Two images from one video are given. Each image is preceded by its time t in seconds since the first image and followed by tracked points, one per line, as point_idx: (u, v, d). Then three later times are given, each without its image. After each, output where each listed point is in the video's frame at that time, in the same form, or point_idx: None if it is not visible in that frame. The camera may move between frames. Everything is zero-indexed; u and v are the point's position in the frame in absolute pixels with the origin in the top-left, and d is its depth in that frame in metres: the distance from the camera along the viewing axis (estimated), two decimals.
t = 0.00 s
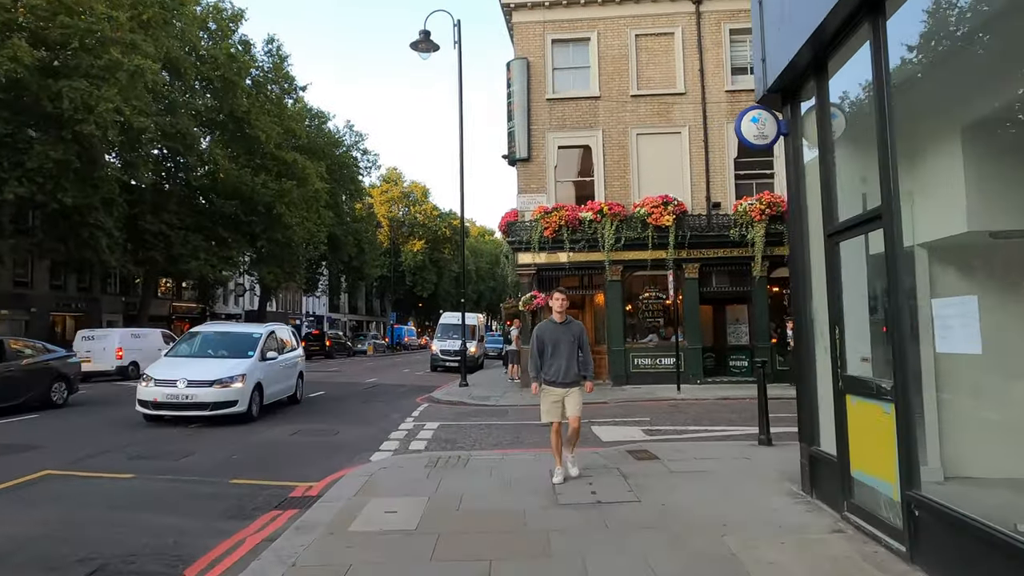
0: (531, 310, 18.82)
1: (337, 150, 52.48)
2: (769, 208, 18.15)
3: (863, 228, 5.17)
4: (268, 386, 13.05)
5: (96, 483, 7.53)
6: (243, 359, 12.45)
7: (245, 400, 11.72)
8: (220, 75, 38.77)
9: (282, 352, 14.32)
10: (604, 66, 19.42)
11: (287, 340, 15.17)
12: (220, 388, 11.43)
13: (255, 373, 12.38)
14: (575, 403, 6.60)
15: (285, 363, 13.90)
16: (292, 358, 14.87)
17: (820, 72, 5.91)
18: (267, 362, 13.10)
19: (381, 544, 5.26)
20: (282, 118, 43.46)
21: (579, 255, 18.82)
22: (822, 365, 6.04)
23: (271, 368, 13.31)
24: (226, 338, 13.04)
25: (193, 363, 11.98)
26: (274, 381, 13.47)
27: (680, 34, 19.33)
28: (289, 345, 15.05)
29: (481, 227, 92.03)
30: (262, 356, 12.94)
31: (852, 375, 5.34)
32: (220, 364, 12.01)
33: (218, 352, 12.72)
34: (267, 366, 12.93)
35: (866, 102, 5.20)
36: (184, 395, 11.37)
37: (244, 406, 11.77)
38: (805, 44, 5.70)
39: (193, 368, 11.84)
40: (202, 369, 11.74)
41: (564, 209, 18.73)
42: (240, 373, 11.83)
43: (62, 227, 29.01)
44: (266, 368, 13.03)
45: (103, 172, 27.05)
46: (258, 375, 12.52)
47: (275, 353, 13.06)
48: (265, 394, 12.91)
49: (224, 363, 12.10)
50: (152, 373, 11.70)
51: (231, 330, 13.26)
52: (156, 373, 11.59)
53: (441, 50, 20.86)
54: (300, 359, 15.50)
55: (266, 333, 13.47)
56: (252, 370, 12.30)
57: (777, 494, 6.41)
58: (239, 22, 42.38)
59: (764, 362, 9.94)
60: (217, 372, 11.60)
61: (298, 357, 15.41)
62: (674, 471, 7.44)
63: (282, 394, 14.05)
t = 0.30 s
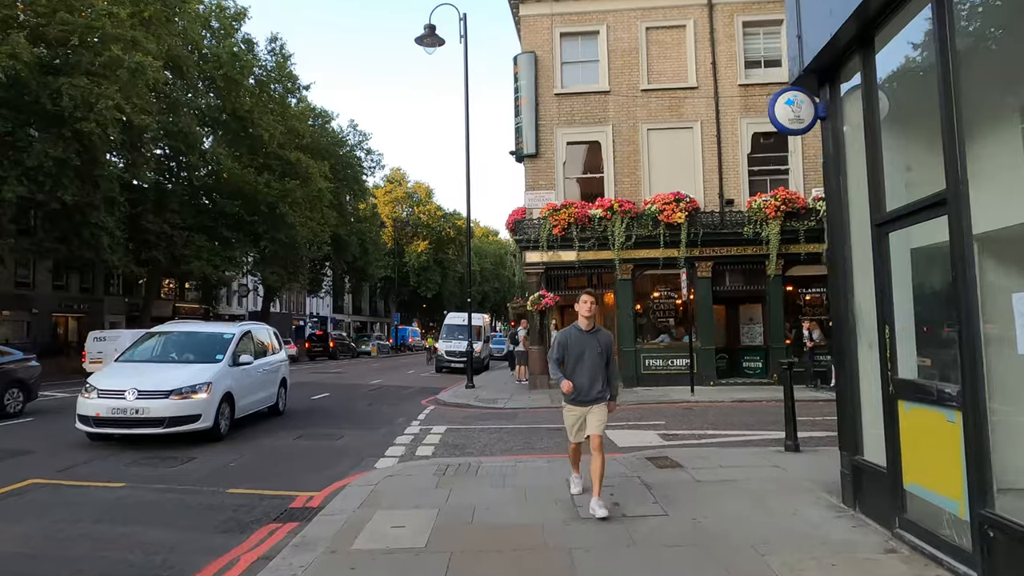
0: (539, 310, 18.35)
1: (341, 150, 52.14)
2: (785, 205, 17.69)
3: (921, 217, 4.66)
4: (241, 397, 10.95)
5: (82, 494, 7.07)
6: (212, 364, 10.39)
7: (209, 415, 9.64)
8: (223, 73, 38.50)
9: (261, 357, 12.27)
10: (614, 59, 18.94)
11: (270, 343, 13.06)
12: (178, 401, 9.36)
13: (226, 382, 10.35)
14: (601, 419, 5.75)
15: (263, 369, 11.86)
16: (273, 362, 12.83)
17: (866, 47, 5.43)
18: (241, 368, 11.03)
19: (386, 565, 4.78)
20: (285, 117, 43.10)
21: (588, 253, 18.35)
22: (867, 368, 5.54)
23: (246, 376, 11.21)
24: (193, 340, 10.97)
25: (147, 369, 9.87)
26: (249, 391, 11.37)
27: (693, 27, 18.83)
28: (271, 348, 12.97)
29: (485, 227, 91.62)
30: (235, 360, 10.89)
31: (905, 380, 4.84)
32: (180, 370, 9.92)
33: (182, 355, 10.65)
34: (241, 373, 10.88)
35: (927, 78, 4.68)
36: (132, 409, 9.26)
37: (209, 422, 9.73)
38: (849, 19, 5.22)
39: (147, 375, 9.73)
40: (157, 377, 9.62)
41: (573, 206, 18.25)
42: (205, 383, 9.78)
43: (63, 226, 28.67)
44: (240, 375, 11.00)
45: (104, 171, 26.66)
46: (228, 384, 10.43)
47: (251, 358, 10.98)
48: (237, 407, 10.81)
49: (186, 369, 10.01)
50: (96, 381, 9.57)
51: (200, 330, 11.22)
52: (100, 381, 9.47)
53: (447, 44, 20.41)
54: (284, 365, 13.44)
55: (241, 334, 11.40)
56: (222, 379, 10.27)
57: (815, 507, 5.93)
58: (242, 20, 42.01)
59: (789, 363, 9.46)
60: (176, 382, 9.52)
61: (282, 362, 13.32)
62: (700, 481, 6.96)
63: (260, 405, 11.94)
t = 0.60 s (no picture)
0: (547, 309, 17.90)
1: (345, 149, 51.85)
2: (800, 200, 17.17)
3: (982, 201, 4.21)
4: (202, 413, 8.88)
5: (66, 502, 6.64)
6: (167, 371, 8.38)
7: (154, 438, 7.62)
8: (226, 71, 38.22)
9: (230, 363, 10.23)
10: (623, 52, 18.48)
11: (243, 346, 10.96)
12: (117, 421, 7.32)
13: (183, 395, 8.33)
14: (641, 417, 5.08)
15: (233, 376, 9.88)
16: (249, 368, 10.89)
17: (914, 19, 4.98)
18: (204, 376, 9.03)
19: None
20: (289, 116, 42.77)
21: (597, 251, 17.89)
22: (916, 370, 5.09)
23: (212, 386, 9.20)
24: (146, 342, 8.93)
25: (82, 380, 7.79)
26: (215, 405, 9.38)
27: (704, 18, 18.38)
28: (246, 352, 10.93)
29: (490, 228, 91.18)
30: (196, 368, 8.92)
31: (963, 381, 4.39)
32: (124, 380, 7.87)
33: (131, 360, 8.62)
34: (203, 382, 8.90)
35: (993, 48, 4.23)
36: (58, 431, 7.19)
37: (158, 447, 7.72)
38: None
39: (81, 386, 7.65)
40: (90, 389, 7.54)
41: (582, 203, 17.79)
42: (155, 396, 7.76)
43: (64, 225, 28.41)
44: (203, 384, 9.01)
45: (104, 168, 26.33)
46: (185, 396, 8.37)
47: (216, 365, 8.97)
48: (198, 424, 8.76)
49: (130, 378, 7.95)
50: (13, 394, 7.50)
51: (155, 330, 9.19)
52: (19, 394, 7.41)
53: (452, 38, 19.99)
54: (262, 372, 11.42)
55: (205, 335, 9.38)
56: (180, 390, 8.28)
57: (855, 519, 5.47)
58: (246, 18, 41.71)
59: (814, 363, 9.00)
60: (117, 395, 7.47)
61: (259, 367, 11.29)
62: (726, 490, 6.50)
63: (229, 421, 9.90)
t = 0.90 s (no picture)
0: (554, 311, 17.43)
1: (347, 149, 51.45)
2: (815, 198, 16.63)
3: None
4: (140, 438, 7.16)
5: (43, 521, 6.17)
6: (93, 386, 6.66)
7: (62, 476, 5.89)
8: (227, 70, 37.86)
9: (190, 373, 8.59)
10: (632, 46, 17.99)
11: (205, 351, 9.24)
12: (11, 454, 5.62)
13: (112, 416, 6.61)
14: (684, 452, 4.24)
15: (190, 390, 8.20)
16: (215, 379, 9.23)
17: None
18: (144, 392, 7.30)
19: None
20: (291, 116, 42.37)
21: (606, 250, 17.41)
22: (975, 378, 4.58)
23: (155, 402, 7.47)
24: (70, 346, 7.24)
25: None
26: (163, 427, 7.68)
27: (715, 11, 17.88)
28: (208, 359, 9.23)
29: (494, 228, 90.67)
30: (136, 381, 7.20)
31: None
32: (30, 399, 6.15)
33: (53, 370, 6.94)
34: (141, 399, 7.17)
35: None
36: None
37: (72, 486, 6.01)
38: None
39: None
40: None
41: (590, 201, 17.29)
42: (69, 420, 6.05)
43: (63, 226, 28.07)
44: (145, 401, 7.29)
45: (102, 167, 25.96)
46: (115, 418, 6.66)
47: (158, 378, 7.25)
48: (131, 454, 6.97)
49: (43, 395, 6.27)
50: None
51: (84, 331, 7.50)
52: None
53: (455, 33, 19.50)
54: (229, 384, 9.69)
55: (147, 338, 7.69)
56: (107, 411, 6.56)
57: (903, 542, 4.99)
58: (247, 17, 41.31)
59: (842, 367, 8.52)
60: (15, 420, 5.77)
61: (224, 378, 9.56)
62: (757, 506, 6.02)
63: (181, 444, 8.16)
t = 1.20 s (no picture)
0: (562, 310, 16.98)
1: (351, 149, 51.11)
2: (831, 193, 16.15)
3: None
4: (40, 473, 5.40)
5: (22, 534, 5.73)
6: None
7: None
8: (228, 68, 37.51)
9: (130, 382, 6.88)
10: (642, 39, 17.54)
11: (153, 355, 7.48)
12: None
13: None
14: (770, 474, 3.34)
15: (118, 406, 6.46)
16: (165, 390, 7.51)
17: None
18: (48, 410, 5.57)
19: None
20: (294, 114, 41.98)
21: (616, 247, 16.95)
22: None
23: (67, 422, 5.75)
24: None
25: None
26: (76, 458, 5.89)
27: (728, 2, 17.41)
28: (155, 364, 7.46)
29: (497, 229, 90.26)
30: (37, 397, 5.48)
31: None
32: None
33: None
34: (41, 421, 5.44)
35: None
36: None
37: None
38: None
39: None
40: None
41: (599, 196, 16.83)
42: None
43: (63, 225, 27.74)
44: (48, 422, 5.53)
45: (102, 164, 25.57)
46: None
47: (64, 393, 5.52)
48: (25, 498, 5.22)
49: None
50: None
51: None
52: None
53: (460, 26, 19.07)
54: (186, 396, 7.93)
55: (60, 339, 5.95)
56: None
57: (960, 559, 4.53)
58: (249, 14, 40.94)
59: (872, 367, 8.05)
60: None
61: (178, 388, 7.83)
62: (793, 518, 5.56)
63: (115, 473, 6.48)
